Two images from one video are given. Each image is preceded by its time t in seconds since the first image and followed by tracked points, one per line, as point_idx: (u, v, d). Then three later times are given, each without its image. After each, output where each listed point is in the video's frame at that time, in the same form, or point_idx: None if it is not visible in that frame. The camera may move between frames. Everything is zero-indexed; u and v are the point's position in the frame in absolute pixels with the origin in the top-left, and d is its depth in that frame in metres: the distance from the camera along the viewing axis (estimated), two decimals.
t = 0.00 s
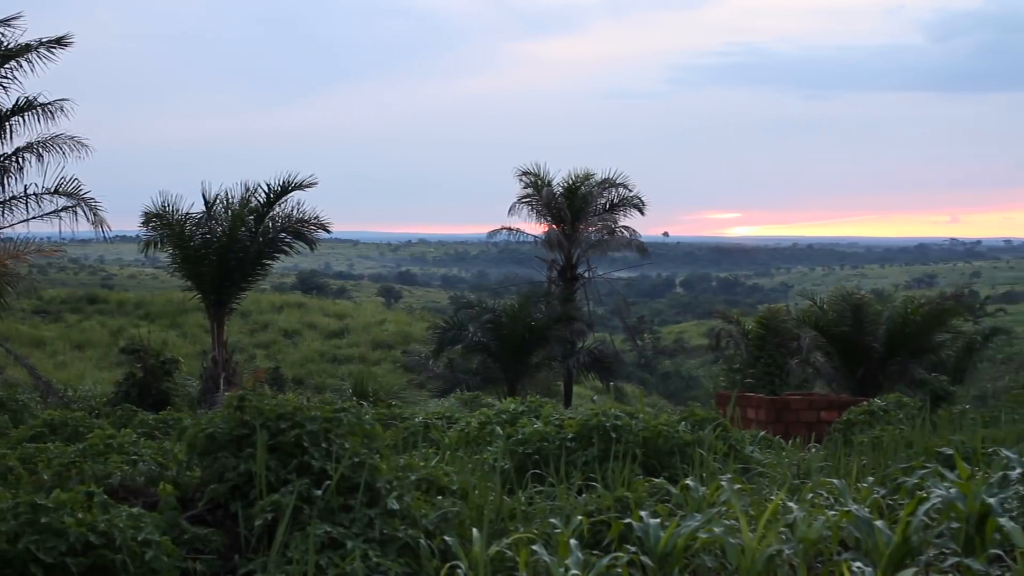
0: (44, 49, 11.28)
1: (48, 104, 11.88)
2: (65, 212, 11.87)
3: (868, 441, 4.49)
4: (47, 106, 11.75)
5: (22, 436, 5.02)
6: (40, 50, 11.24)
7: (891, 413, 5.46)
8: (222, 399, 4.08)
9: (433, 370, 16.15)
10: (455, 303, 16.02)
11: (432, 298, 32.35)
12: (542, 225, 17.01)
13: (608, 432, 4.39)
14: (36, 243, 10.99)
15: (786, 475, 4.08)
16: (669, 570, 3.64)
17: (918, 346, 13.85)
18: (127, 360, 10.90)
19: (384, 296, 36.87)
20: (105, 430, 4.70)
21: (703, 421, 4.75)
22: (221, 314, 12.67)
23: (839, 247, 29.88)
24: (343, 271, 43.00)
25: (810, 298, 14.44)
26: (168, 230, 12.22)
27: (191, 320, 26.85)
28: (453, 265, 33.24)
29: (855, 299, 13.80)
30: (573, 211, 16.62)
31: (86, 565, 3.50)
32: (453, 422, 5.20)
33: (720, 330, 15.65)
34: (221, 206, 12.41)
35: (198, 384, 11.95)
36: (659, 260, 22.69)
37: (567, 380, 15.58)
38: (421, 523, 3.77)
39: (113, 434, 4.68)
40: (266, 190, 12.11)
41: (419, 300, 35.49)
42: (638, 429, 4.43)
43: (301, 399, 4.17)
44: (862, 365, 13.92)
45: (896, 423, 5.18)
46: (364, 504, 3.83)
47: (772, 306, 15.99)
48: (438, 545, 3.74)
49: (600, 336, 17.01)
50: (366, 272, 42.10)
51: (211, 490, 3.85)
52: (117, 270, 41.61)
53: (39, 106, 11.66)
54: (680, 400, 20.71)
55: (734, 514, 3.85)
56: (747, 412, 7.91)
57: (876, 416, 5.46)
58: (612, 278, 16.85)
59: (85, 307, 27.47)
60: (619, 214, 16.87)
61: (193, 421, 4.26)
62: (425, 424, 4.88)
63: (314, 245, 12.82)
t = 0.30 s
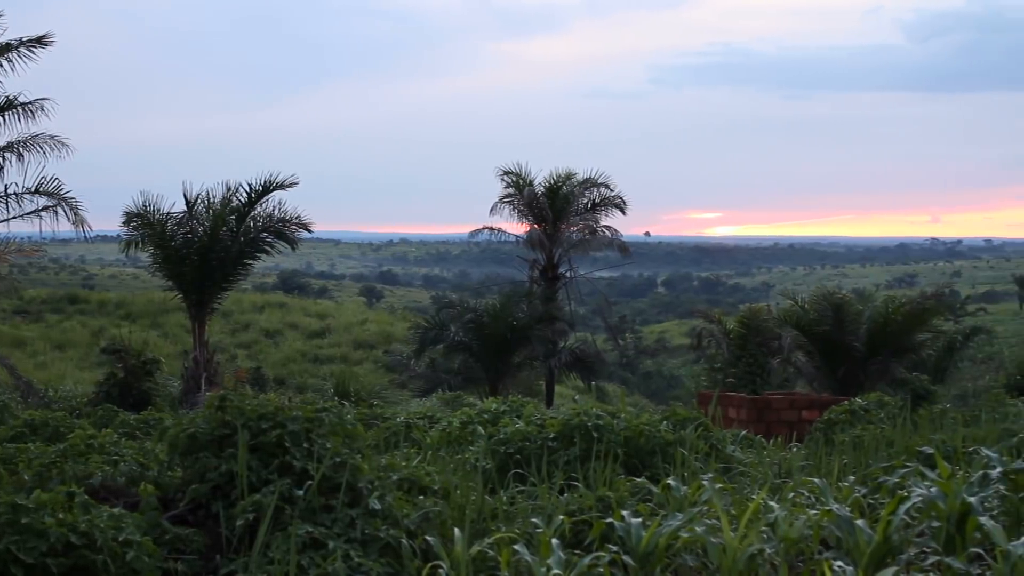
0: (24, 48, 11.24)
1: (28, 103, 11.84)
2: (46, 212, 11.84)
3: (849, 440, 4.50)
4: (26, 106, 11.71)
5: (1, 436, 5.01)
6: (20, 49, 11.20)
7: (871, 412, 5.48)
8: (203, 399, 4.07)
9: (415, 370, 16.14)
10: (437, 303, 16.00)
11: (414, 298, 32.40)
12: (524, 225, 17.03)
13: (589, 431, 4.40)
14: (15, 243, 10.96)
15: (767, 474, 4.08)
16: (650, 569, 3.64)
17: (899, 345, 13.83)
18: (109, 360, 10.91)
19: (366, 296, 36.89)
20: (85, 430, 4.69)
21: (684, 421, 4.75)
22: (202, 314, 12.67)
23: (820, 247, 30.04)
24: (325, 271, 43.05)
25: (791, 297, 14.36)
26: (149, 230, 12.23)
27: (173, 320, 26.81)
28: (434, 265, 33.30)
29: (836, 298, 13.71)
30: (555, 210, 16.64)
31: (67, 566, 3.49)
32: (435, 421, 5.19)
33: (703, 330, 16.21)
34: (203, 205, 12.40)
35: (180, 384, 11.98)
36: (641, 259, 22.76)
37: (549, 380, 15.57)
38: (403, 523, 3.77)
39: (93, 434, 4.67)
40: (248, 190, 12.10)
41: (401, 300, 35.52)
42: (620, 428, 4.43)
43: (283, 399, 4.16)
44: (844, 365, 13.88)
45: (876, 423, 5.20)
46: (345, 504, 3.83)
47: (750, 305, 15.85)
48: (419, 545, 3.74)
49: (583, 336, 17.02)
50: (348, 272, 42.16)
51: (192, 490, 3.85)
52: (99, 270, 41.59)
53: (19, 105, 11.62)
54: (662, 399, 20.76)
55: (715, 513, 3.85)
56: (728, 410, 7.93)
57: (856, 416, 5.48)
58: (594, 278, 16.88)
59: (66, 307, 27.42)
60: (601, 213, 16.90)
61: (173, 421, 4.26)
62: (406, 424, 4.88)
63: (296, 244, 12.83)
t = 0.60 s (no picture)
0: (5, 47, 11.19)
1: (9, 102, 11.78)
2: (27, 212, 11.79)
3: (831, 439, 4.51)
4: (8, 105, 11.69)
5: None
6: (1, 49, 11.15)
7: (853, 412, 5.49)
8: (186, 399, 4.06)
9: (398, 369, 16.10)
10: (419, 303, 15.97)
11: (397, 298, 32.46)
12: (507, 225, 17.05)
13: (571, 431, 4.40)
14: None
15: (750, 474, 4.08)
16: (632, 569, 3.64)
17: (882, 344, 13.82)
18: (91, 360, 10.90)
19: (348, 296, 36.89)
20: (65, 431, 4.68)
21: (667, 420, 4.75)
22: (184, 314, 12.69)
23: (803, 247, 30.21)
24: (307, 271, 43.05)
25: (774, 297, 14.46)
26: (131, 231, 12.23)
27: (155, 320, 26.77)
28: (417, 265, 33.37)
29: (818, 298, 13.79)
30: (537, 210, 16.68)
31: (48, 566, 3.46)
32: (417, 421, 5.19)
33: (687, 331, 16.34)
34: (185, 205, 12.42)
35: (162, 384, 12.01)
36: (623, 259, 22.80)
37: (531, 379, 15.56)
38: (385, 523, 3.76)
39: (73, 435, 4.66)
40: (230, 190, 12.14)
41: (383, 300, 35.53)
42: (602, 428, 4.44)
43: (265, 399, 4.15)
44: (825, 364, 13.96)
45: (858, 422, 5.21)
46: (328, 504, 3.83)
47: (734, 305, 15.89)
48: (402, 545, 3.74)
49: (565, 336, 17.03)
50: (331, 272, 42.20)
51: (175, 490, 3.84)
52: (81, 270, 41.50)
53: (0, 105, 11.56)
54: (644, 399, 20.81)
55: (697, 513, 3.85)
56: (711, 410, 8.02)
57: (838, 415, 5.49)
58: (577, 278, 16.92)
59: (48, 307, 27.33)
60: (584, 213, 16.95)
61: (155, 421, 4.25)
62: (389, 424, 4.88)
63: (278, 244, 12.93)
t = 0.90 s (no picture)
0: None
1: None
2: (11, 212, 11.75)
3: (816, 439, 4.52)
4: None
5: None
6: None
7: (838, 411, 5.51)
8: (171, 399, 4.05)
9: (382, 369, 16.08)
10: (404, 302, 15.97)
11: (382, 299, 32.52)
12: (491, 225, 17.06)
13: (557, 432, 4.40)
14: None
15: (735, 474, 4.09)
16: (618, 569, 3.64)
17: (867, 344, 13.93)
18: (75, 360, 10.88)
19: (334, 296, 36.93)
20: (49, 431, 4.67)
21: (653, 419, 4.76)
22: (169, 314, 12.68)
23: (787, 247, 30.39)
24: (292, 271, 43.04)
25: (758, 296, 14.49)
26: (115, 230, 12.22)
27: (140, 320, 26.74)
28: (402, 265, 33.45)
29: (803, 298, 13.85)
30: (522, 210, 16.70)
31: (32, 566, 3.44)
32: (403, 421, 5.18)
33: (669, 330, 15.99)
34: (169, 205, 12.40)
35: (146, 385, 12.02)
36: (608, 259, 22.84)
37: (516, 379, 15.58)
38: (370, 523, 3.76)
39: (57, 435, 4.66)
40: (214, 190, 12.13)
41: (368, 300, 35.57)
42: (588, 427, 4.45)
43: (250, 399, 4.15)
44: (810, 363, 14.02)
45: (843, 422, 5.23)
46: (313, 504, 3.82)
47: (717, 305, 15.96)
48: (387, 545, 3.73)
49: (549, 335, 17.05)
50: (316, 272, 42.28)
51: (159, 490, 3.83)
52: (65, 270, 41.44)
53: None
54: (629, 398, 20.87)
55: (683, 512, 3.85)
56: (696, 409, 8.04)
57: (823, 415, 5.51)
58: (562, 278, 16.95)
59: (32, 307, 27.27)
60: (569, 213, 16.96)
61: (140, 421, 4.25)
62: (375, 424, 4.88)
63: (263, 244, 12.90)
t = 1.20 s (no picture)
0: None
1: None
2: None
3: (800, 438, 4.53)
4: None
5: None
6: None
7: (823, 410, 5.52)
8: (155, 399, 4.05)
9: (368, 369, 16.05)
10: (389, 303, 15.96)
11: (368, 298, 32.56)
12: (477, 224, 17.07)
13: (542, 432, 4.41)
14: None
15: (719, 474, 4.09)
16: (603, 569, 3.64)
17: (851, 344, 14.02)
18: (59, 360, 10.86)
19: (319, 296, 36.96)
20: (33, 431, 4.66)
21: (637, 419, 4.76)
22: (154, 315, 12.68)
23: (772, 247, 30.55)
24: (276, 271, 43.02)
25: (743, 296, 14.51)
26: (100, 230, 12.21)
27: (124, 320, 26.72)
28: (387, 265, 33.50)
29: (788, 297, 13.83)
30: (508, 210, 16.71)
31: (17, 568, 3.43)
32: (388, 421, 5.19)
33: (655, 330, 15.96)
34: (154, 205, 12.40)
35: (131, 385, 12.02)
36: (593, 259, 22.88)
37: (502, 379, 15.58)
38: (356, 523, 3.76)
39: (40, 436, 4.66)
40: (199, 190, 12.13)
41: (353, 300, 35.60)
42: (573, 427, 4.45)
43: (235, 399, 4.14)
44: (795, 362, 14.01)
45: (828, 421, 5.24)
46: (298, 505, 3.82)
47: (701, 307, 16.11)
48: (373, 545, 3.73)
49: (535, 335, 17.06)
50: (301, 272, 42.32)
51: (144, 491, 3.83)
52: (50, 270, 41.37)
53: None
54: (615, 398, 20.93)
55: (668, 512, 3.86)
56: (680, 408, 8.06)
57: (808, 414, 5.52)
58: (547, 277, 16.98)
59: (16, 307, 27.20)
60: (554, 213, 16.98)
61: (124, 422, 4.25)
62: (360, 424, 4.88)
63: (248, 244, 12.91)
